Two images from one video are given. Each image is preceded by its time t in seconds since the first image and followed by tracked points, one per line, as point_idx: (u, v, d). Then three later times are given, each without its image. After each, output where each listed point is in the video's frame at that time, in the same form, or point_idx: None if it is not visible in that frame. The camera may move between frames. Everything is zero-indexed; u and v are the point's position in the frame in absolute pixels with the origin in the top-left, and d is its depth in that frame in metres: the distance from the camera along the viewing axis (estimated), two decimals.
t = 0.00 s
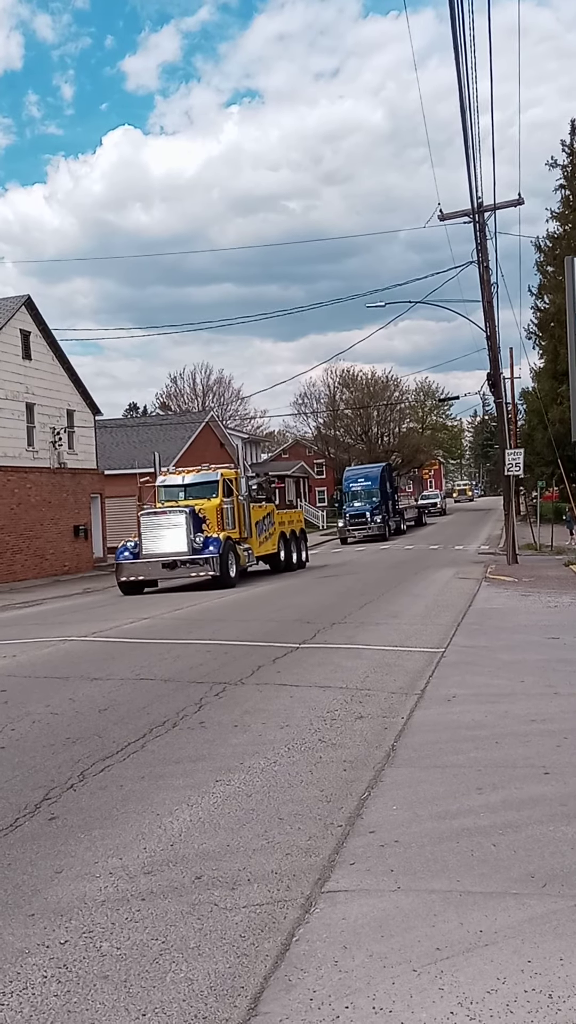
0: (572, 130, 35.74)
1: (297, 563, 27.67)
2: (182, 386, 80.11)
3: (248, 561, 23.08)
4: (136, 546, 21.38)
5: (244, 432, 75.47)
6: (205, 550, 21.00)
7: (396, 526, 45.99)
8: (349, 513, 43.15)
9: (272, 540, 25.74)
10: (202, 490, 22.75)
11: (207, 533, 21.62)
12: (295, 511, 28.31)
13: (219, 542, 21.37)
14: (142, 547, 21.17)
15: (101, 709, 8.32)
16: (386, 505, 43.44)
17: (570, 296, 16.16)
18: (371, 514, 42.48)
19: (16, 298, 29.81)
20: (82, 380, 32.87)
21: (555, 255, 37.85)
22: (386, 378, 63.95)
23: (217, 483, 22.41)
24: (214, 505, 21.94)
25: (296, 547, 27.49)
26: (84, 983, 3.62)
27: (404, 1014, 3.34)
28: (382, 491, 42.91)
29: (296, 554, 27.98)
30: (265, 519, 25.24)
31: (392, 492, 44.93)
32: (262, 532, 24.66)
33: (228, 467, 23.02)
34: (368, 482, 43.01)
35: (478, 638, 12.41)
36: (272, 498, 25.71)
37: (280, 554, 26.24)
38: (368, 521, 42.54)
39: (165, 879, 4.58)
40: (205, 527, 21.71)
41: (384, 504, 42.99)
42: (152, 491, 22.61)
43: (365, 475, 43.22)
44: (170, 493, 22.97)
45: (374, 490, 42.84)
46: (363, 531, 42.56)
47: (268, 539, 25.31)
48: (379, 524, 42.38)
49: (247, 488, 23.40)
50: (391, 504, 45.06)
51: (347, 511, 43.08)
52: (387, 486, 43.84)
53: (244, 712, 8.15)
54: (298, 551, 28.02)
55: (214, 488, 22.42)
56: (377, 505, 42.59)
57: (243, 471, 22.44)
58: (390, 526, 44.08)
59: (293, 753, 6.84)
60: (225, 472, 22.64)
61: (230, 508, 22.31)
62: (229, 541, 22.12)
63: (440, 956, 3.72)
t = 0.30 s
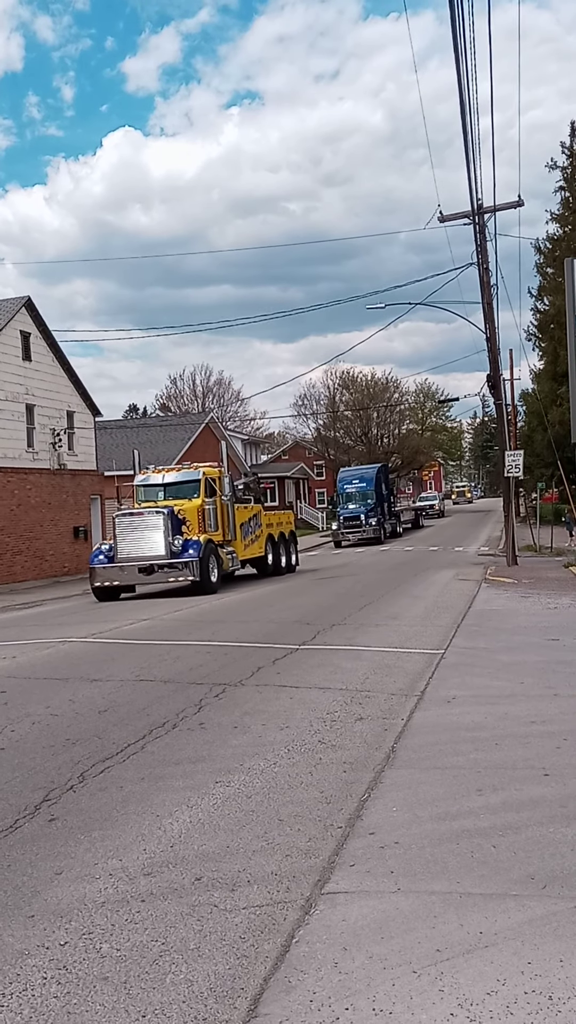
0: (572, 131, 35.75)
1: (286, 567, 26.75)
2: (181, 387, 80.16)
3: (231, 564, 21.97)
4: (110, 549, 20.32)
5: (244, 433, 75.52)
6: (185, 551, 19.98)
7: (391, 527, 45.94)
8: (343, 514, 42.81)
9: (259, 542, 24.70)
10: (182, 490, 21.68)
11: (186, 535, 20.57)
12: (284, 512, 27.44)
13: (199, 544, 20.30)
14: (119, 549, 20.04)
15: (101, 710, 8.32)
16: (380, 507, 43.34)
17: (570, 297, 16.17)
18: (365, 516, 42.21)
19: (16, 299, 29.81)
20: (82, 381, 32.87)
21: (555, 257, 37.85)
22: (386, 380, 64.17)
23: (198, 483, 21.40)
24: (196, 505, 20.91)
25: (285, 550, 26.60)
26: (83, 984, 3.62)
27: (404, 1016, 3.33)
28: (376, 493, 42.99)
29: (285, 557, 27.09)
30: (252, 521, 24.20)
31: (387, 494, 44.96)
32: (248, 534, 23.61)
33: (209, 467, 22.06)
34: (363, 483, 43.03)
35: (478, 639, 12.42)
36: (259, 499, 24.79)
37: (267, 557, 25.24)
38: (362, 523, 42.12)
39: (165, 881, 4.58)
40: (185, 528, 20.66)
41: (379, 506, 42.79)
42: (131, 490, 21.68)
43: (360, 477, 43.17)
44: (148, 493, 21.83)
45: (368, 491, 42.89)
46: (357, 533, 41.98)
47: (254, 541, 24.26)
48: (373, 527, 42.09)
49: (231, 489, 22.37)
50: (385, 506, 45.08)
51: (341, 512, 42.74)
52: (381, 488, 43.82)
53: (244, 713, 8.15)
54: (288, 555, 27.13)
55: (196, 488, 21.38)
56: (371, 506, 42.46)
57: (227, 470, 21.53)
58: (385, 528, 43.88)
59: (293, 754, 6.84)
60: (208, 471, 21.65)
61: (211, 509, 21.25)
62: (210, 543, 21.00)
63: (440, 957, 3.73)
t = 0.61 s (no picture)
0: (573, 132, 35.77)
1: (275, 571, 25.77)
2: (182, 388, 80.20)
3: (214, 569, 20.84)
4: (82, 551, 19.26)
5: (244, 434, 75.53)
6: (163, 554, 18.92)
7: (386, 531, 45.40)
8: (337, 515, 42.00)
9: (246, 543, 23.65)
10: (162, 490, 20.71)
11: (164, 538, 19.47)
12: (273, 514, 26.50)
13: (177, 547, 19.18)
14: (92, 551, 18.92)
15: (102, 711, 8.31)
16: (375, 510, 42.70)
17: (571, 298, 16.17)
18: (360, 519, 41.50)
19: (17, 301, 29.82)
20: (82, 382, 32.87)
21: (556, 258, 37.85)
22: (386, 381, 64.19)
23: (178, 481, 20.41)
24: (175, 504, 19.93)
25: (274, 553, 25.65)
26: (84, 985, 3.62)
27: (404, 1017, 3.33)
28: (371, 495, 42.61)
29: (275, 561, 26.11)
30: (238, 522, 23.16)
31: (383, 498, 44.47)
32: (233, 535, 22.57)
33: (190, 466, 21.13)
34: (358, 486, 42.65)
35: (479, 641, 12.41)
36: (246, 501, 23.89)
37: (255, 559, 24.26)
38: (357, 526, 41.32)
39: (165, 882, 4.58)
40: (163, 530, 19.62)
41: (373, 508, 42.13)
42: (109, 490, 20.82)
43: (355, 477, 43.03)
44: (126, 493, 20.89)
45: (363, 492, 42.50)
46: (352, 535, 41.18)
47: (241, 543, 23.25)
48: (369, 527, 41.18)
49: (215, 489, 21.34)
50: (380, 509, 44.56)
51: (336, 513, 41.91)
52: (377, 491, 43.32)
53: (245, 715, 8.16)
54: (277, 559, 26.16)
55: (176, 487, 20.40)
56: (366, 509, 41.87)
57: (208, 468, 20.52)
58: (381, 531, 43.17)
59: (294, 755, 6.84)
60: (189, 469, 20.71)
61: (191, 510, 20.20)
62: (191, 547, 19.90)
63: (441, 959, 3.73)
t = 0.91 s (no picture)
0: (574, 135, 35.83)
1: (262, 577, 24.76)
2: (183, 390, 80.28)
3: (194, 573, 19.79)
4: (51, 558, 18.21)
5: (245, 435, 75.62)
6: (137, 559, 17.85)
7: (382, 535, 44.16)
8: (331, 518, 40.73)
9: (230, 547, 22.69)
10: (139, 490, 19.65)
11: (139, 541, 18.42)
12: (260, 516, 25.51)
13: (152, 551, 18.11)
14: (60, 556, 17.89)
15: (104, 713, 8.31)
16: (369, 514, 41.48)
17: (573, 300, 16.19)
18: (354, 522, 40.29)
19: (18, 302, 29.86)
20: (83, 383, 32.88)
21: (557, 260, 37.88)
22: (387, 383, 64.26)
23: (155, 481, 19.41)
24: (154, 505, 18.85)
25: (261, 558, 24.66)
26: (86, 987, 3.62)
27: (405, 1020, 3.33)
28: (366, 497, 41.25)
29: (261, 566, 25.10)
30: (222, 525, 22.18)
31: (379, 500, 43.29)
32: (216, 539, 21.60)
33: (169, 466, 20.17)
34: (353, 488, 41.56)
35: (480, 644, 12.40)
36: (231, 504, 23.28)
37: (240, 564, 23.30)
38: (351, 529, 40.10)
39: (166, 884, 4.58)
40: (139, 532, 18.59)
41: (368, 510, 40.91)
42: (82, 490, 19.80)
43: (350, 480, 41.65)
44: (100, 493, 19.82)
45: (358, 494, 41.20)
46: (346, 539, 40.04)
47: (225, 547, 22.23)
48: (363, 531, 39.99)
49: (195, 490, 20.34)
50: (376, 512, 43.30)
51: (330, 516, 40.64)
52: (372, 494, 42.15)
53: (246, 717, 8.16)
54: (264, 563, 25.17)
55: (154, 487, 19.37)
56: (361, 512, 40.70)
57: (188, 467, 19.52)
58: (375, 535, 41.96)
59: (295, 757, 6.85)
60: (168, 468, 19.76)
61: (169, 510, 19.16)
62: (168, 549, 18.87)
63: (442, 961, 3.73)
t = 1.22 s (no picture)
0: None
1: (249, 582, 23.61)
2: (187, 393, 80.33)
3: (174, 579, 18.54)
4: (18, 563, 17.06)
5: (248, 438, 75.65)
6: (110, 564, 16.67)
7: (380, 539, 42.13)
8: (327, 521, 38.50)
9: (215, 552, 21.55)
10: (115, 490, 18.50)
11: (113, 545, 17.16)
12: (248, 518, 24.34)
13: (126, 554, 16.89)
14: (27, 560, 16.74)
15: (107, 715, 8.32)
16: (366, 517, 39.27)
17: None
18: (351, 527, 38.02)
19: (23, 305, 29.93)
20: (87, 385, 32.93)
21: (560, 263, 37.88)
22: (391, 385, 64.23)
23: (132, 480, 18.23)
24: (129, 505, 17.67)
25: (249, 561, 23.51)
26: (90, 990, 3.62)
27: None
28: (364, 499, 38.91)
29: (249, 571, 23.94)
30: (207, 529, 21.00)
31: (376, 502, 41.18)
32: (199, 543, 20.43)
33: (148, 464, 19.01)
34: (349, 490, 39.26)
35: (483, 646, 12.35)
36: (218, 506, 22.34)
37: (226, 570, 22.16)
38: (347, 534, 37.93)
39: (171, 886, 4.58)
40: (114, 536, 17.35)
41: (365, 514, 38.75)
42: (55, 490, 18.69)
43: (346, 482, 39.21)
44: (74, 493, 18.69)
45: (355, 496, 38.88)
46: (342, 544, 37.87)
47: (209, 551, 21.06)
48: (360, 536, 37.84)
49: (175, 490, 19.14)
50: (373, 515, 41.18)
51: (325, 519, 38.40)
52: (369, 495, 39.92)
53: (249, 719, 8.15)
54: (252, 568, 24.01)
55: (130, 486, 18.23)
56: (357, 515, 38.48)
57: (167, 465, 18.32)
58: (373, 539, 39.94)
59: (299, 759, 6.85)
60: (146, 467, 18.61)
61: (146, 511, 17.94)
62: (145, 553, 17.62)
63: (446, 965, 3.72)
